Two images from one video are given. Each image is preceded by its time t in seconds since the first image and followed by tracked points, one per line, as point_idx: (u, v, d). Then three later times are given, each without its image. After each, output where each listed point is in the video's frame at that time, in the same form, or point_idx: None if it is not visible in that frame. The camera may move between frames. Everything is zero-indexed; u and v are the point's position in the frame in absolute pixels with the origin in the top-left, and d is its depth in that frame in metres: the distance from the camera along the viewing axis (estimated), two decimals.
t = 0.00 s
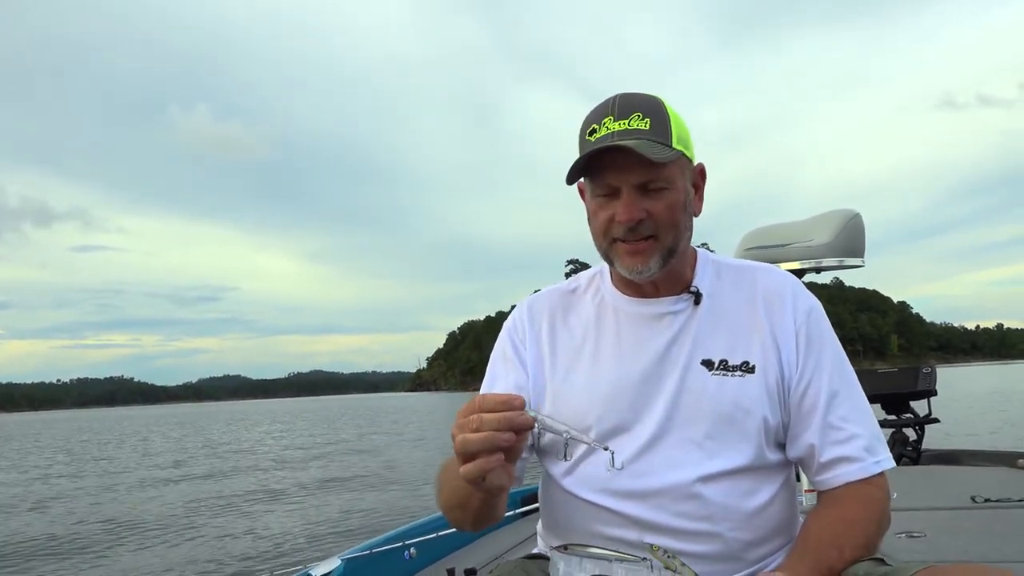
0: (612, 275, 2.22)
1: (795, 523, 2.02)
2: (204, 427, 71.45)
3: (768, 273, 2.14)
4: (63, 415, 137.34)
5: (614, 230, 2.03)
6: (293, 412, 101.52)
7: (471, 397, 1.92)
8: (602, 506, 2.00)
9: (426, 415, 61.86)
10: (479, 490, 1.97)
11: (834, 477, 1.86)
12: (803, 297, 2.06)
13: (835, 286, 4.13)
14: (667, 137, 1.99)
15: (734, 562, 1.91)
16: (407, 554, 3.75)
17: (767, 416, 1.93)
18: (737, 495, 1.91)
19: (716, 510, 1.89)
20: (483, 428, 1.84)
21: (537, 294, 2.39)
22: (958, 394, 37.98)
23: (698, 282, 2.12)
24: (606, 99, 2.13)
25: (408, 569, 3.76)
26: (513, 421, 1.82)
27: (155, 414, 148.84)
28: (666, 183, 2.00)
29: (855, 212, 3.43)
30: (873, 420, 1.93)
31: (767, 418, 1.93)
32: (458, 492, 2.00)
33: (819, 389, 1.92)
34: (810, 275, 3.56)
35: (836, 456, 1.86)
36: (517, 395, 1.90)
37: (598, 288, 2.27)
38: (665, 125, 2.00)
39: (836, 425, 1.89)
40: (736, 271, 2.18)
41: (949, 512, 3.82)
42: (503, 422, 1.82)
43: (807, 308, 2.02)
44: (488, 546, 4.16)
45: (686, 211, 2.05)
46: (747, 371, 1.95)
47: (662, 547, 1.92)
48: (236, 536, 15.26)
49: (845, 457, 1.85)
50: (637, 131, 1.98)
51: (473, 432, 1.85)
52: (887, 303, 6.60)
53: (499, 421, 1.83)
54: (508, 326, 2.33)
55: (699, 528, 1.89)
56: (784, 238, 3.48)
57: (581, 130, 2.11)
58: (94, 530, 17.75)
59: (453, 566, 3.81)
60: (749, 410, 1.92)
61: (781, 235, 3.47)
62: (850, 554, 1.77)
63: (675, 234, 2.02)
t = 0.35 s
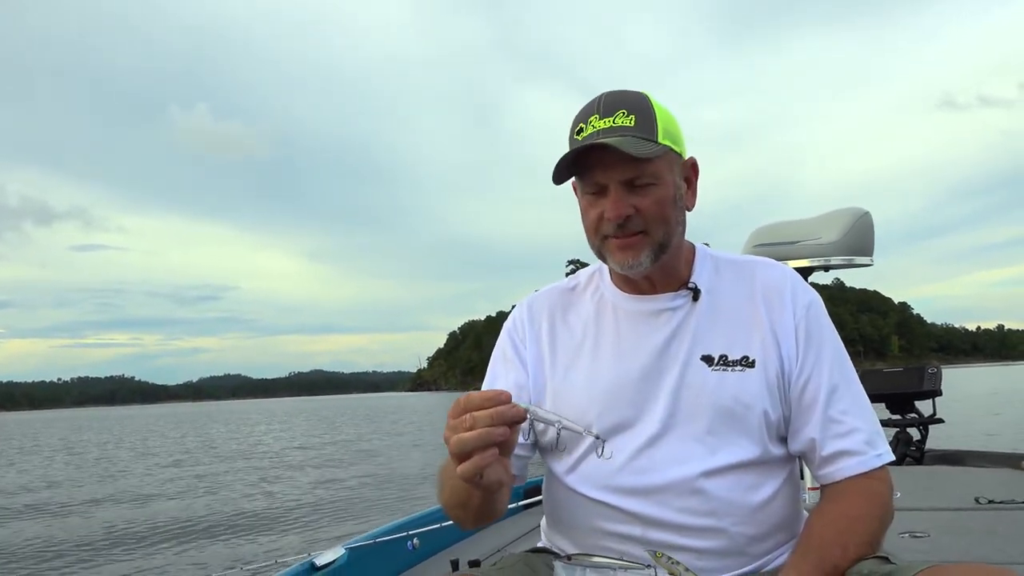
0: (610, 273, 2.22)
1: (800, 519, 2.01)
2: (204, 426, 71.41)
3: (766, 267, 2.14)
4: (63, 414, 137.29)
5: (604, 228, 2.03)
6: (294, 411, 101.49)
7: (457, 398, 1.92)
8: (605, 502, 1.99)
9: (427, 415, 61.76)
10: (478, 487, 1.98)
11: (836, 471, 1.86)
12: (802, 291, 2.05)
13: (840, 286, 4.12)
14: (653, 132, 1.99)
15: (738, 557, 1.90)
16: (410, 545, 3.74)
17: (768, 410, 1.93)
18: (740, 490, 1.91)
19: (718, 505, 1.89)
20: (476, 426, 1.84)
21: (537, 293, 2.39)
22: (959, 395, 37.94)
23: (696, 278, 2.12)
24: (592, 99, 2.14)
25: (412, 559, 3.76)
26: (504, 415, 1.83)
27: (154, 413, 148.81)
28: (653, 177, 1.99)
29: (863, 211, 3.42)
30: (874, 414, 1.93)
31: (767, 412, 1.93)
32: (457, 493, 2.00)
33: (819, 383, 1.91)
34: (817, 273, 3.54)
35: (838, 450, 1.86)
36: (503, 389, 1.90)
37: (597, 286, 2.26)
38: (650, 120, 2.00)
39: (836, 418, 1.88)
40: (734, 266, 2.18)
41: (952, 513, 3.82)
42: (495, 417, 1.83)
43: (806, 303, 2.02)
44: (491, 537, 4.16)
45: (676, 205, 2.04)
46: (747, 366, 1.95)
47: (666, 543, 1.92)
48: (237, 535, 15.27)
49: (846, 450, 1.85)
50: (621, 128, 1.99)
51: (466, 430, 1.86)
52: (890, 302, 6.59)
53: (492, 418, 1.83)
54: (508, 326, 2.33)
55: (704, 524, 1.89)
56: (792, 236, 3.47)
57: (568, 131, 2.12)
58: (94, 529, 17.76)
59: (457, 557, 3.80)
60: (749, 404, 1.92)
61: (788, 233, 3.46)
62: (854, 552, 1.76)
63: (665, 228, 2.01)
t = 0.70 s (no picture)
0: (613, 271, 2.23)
1: (800, 520, 2.01)
2: (203, 429, 71.34)
3: (770, 267, 2.13)
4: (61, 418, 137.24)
5: (602, 202, 2.06)
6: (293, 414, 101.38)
7: (474, 369, 1.90)
8: (606, 504, 1.99)
9: (425, 417, 61.72)
10: (495, 462, 1.97)
11: (839, 472, 1.85)
12: (805, 292, 2.05)
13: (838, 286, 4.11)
14: (657, 113, 2.05)
15: (739, 559, 1.90)
16: (410, 547, 3.74)
17: (770, 412, 1.92)
18: (742, 492, 1.90)
19: (719, 508, 1.89)
20: (492, 391, 1.83)
21: (538, 293, 2.39)
22: (958, 396, 37.91)
23: (699, 278, 2.13)
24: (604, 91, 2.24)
25: (412, 562, 3.76)
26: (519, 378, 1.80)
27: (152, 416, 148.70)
28: (653, 155, 2.04)
29: (861, 210, 3.42)
30: (877, 415, 1.92)
31: (770, 414, 1.92)
32: (476, 466, 1.99)
33: (823, 384, 1.91)
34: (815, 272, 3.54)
35: (842, 452, 1.86)
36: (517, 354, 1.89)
37: (599, 285, 2.26)
38: (654, 103, 2.06)
39: (841, 420, 1.88)
40: (737, 266, 2.18)
41: (951, 511, 3.82)
42: (510, 380, 1.82)
43: (809, 304, 2.02)
44: (492, 540, 4.16)
45: (675, 190, 2.06)
46: (750, 367, 1.95)
47: (666, 545, 1.91)
48: (236, 538, 15.26)
49: (850, 452, 1.85)
50: (624, 104, 2.06)
51: (482, 397, 1.84)
52: (888, 302, 6.58)
53: (507, 381, 1.82)
54: (509, 326, 2.33)
55: (706, 526, 1.88)
56: (790, 235, 3.47)
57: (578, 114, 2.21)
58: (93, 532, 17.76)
59: (457, 559, 3.80)
60: (752, 405, 1.91)
61: (786, 232, 3.45)
62: (853, 550, 1.75)
63: (661, 208, 2.02)
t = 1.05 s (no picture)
0: (623, 270, 2.24)
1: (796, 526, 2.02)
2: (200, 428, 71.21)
3: (776, 274, 2.14)
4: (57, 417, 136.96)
5: (623, 199, 2.09)
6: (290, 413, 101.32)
7: (527, 360, 1.90)
8: (606, 503, 2.00)
9: (422, 416, 61.67)
10: (527, 459, 1.95)
11: (839, 480, 1.86)
12: (812, 301, 2.06)
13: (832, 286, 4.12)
14: (680, 114, 2.08)
15: (735, 564, 1.90)
16: (408, 555, 3.75)
17: (774, 418, 1.93)
18: (743, 497, 1.91)
19: (719, 511, 1.89)
20: (552, 387, 1.81)
21: (544, 290, 2.39)
22: (953, 395, 37.92)
23: (707, 282, 2.14)
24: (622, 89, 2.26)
25: (410, 569, 3.76)
26: (582, 378, 1.80)
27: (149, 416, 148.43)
28: (676, 155, 2.08)
29: (852, 210, 3.44)
30: (880, 426, 1.93)
31: (774, 420, 1.93)
32: (510, 460, 1.96)
33: (827, 393, 1.92)
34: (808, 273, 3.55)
35: (844, 459, 1.86)
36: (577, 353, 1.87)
37: (606, 285, 2.27)
38: (677, 104, 2.09)
39: (843, 429, 1.89)
40: (744, 271, 2.19)
41: (948, 510, 3.83)
42: (575, 379, 1.80)
43: (817, 313, 2.03)
44: (489, 546, 4.16)
45: (696, 190, 2.10)
46: (756, 373, 1.95)
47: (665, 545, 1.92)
48: (234, 537, 15.28)
49: (853, 461, 1.85)
50: (650, 102, 2.09)
51: (541, 392, 1.82)
52: (884, 302, 6.61)
53: (570, 379, 1.80)
54: (516, 322, 2.33)
55: (705, 530, 1.89)
56: (781, 237, 3.49)
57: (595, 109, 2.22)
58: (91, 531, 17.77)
59: (454, 566, 3.80)
60: (756, 411, 1.92)
61: (778, 234, 3.47)
62: (848, 550, 1.77)
63: (682, 207, 2.06)
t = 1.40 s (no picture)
0: (620, 271, 2.24)
1: (797, 523, 2.02)
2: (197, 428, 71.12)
3: (773, 273, 2.15)
4: (55, 416, 136.77)
5: (621, 199, 2.08)
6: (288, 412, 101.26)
7: (520, 352, 1.90)
8: (606, 503, 2.00)
9: (420, 415, 61.63)
10: (523, 453, 1.96)
11: (837, 478, 1.87)
12: (809, 299, 2.06)
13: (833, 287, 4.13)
14: (677, 115, 2.08)
15: (736, 562, 1.90)
16: (408, 551, 3.75)
17: (772, 416, 1.93)
18: (743, 495, 1.91)
19: (718, 509, 1.89)
20: (545, 376, 1.82)
21: (542, 293, 2.39)
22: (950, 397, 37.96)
23: (704, 281, 2.14)
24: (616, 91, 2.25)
25: (410, 565, 3.77)
26: (574, 367, 1.80)
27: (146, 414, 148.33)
28: (671, 155, 2.09)
29: (857, 212, 3.44)
30: (879, 423, 1.94)
31: (771, 418, 1.93)
32: (506, 453, 1.97)
33: (824, 392, 1.92)
34: (813, 274, 3.55)
35: (842, 457, 1.87)
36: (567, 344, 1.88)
37: (604, 286, 2.27)
38: (673, 105, 2.09)
39: (841, 427, 1.89)
40: (740, 270, 2.19)
41: (949, 513, 3.83)
42: (566, 368, 1.80)
43: (814, 310, 2.03)
44: (489, 542, 4.17)
45: (692, 189, 2.10)
46: (753, 371, 1.96)
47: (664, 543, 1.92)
48: (234, 535, 15.28)
49: (851, 458, 1.86)
50: (646, 104, 2.09)
51: (534, 383, 1.83)
52: (883, 303, 6.61)
53: (561, 368, 1.80)
54: (514, 325, 2.34)
55: (705, 529, 1.89)
56: (785, 238, 3.49)
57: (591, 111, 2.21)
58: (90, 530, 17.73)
59: (455, 562, 3.81)
60: (754, 409, 1.92)
61: (782, 235, 3.47)
62: (849, 551, 1.77)
63: (680, 206, 2.06)
